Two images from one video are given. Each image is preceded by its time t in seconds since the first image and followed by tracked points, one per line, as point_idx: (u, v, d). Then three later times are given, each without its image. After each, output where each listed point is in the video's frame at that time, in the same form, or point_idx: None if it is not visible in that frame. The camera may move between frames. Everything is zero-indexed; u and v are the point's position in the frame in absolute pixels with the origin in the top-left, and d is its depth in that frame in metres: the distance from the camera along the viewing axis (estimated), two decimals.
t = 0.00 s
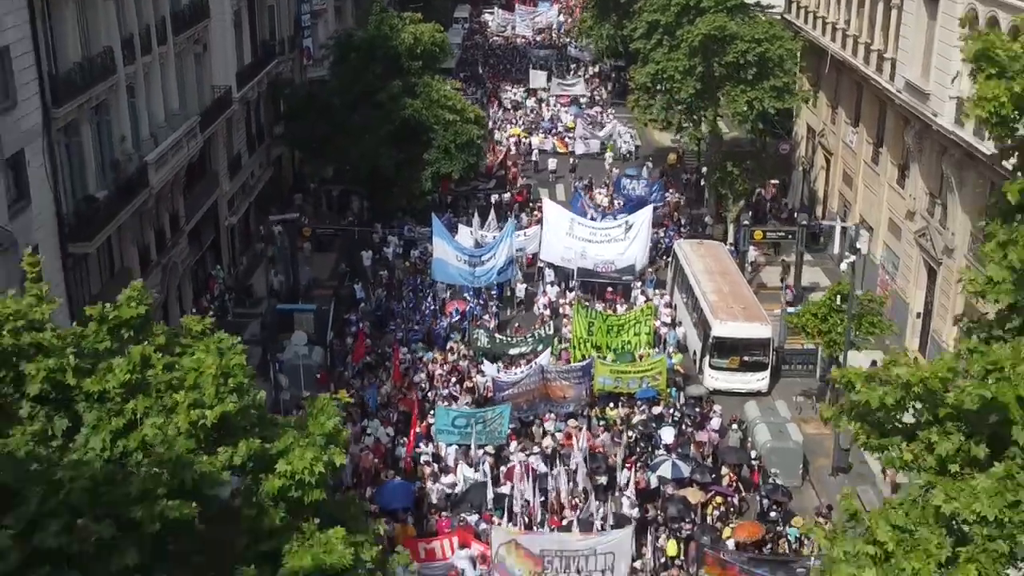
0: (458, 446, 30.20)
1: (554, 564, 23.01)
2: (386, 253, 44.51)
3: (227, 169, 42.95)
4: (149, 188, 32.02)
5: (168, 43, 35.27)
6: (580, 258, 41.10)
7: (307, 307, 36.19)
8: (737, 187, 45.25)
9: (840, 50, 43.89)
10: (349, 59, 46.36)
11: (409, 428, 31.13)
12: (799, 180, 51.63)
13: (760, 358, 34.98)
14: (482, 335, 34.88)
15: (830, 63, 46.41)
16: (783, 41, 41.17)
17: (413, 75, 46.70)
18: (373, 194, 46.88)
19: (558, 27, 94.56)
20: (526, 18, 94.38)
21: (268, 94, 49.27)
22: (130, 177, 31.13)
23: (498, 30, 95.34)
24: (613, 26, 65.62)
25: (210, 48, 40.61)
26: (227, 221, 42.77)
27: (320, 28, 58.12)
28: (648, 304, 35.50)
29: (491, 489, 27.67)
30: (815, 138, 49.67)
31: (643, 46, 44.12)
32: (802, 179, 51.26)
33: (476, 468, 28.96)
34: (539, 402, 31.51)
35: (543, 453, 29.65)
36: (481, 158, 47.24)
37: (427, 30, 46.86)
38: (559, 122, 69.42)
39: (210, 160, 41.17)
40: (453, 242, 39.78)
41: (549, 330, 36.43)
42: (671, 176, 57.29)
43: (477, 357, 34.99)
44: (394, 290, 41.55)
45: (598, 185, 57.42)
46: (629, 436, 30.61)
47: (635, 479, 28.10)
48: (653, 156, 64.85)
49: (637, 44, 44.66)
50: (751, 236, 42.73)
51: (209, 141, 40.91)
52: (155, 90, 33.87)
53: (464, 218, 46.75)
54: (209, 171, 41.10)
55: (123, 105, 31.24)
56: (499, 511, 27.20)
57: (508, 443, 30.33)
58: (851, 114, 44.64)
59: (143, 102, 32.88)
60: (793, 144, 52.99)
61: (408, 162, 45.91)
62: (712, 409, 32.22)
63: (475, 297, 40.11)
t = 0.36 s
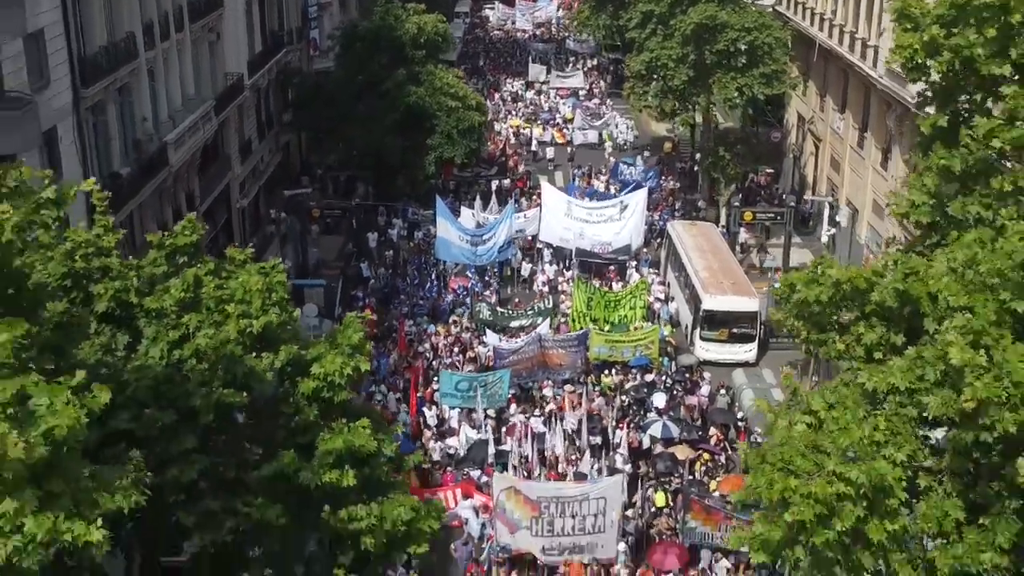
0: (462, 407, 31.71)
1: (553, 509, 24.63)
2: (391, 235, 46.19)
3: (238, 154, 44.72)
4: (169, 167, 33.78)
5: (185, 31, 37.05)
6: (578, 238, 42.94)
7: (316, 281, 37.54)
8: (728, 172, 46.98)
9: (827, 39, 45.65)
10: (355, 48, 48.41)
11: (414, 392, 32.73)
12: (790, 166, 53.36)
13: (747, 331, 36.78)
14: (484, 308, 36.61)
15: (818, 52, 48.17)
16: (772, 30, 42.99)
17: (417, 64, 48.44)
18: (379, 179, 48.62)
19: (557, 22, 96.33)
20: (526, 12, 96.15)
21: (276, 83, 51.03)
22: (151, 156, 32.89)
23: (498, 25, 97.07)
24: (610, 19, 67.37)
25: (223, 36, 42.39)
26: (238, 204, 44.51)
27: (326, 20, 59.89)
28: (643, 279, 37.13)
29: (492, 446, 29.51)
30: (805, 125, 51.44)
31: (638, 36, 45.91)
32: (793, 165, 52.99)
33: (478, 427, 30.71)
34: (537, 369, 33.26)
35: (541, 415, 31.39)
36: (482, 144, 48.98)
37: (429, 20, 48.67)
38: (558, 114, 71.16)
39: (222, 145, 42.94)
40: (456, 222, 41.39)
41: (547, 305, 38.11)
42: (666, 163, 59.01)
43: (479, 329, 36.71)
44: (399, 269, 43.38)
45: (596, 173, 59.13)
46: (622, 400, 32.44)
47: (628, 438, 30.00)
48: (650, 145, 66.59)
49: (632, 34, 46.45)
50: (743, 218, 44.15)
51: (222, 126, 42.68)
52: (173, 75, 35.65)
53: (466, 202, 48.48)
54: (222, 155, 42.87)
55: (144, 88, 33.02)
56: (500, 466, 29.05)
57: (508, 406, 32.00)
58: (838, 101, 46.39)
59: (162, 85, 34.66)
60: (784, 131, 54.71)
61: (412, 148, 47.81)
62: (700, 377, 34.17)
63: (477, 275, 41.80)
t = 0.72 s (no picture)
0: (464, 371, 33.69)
1: (548, 456, 26.55)
2: (395, 217, 48.08)
3: (250, 138, 46.70)
4: (186, 146, 35.73)
5: (201, 19, 39.02)
6: (575, 220, 44.81)
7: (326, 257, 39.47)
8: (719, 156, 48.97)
9: (815, 27, 47.63)
10: (361, 37, 50.09)
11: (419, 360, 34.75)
12: (780, 152, 55.28)
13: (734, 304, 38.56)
14: (485, 282, 38.70)
15: (806, 41, 50.11)
16: (760, 19, 44.96)
17: (420, 53, 50.32)
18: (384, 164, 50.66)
19: (556, 16, 98.27)
20: (525, 7, 98.11)
21: (284, 72, 53.01)
22: (170, 136, 34.83)
23: (498, 19, 99.00)
24: (607, 12, 69.31)
25: (236, 25, 44.35)
26: (250, 186, 46.49)
27: (331, 12, 61.88)
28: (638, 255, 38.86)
29: (493, 405, 31.50)
30: (794, 112, 53.34)
31: (633, 25, 47.92)
32: (783, 151, 54.92)
33: (479, 388, 32.70)
34: (535, 337, 35.22)
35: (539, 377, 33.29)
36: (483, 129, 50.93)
37: (432, 11, 50.55)
38: (557, 105, 73.10)
39: (235, 130, 44.91)
40: (457, 201, 43.35)
41: (545, 279, 40.21)
42: (660, 151, 60.97)
43: (481, 302, 38.60)
44: (403, 247, 45.35)
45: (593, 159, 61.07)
46: (615, 365, 34.32)
47: (620, 399, 31.97)
48: (646, 133, 68.53)
49: (627, 23, 48.47)
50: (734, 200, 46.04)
51: (234, 111, 44.64)
52: (189, 60, 37.60)
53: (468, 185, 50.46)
54: (235, 139, 44.83)
55: (164, 72, 34.98)
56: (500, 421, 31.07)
57: (507, 369, 33.94)
58: (825, 87, 48.35)
59: (180, 70, 36.62)
60: (775, 118, 56.64)
61: (415, 133, 49.81)
62: (690, 344, 36.18)
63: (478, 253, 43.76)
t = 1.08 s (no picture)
0: (467, 339, 35.67)
1: (548, 409, 28.49)
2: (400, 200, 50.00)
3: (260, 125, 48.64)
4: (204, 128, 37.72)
5: (216, 8, 41.05)
6: (572, 202, 46.79)
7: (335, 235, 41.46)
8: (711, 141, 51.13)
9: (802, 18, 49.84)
10: (367, 27, 51.51)
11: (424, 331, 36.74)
12: (771, 139, 57.41)
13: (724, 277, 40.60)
14: (486, 258, 40.76)
15: (795, 31, 52.32)
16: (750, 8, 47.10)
17: (423, 43, 52.41)
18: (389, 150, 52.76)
19: (554, 12, 100.27)
20: (524, 3, 100.13)
21: (292, 62, 54.98)
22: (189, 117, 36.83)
23: (498, 15, 101.00)
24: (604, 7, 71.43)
25: (248, 15, 46.36)
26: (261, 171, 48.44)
27: (336, 5, 63.96)
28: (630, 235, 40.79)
29: (495, 367, 33.69)
30: (784, 101, 55.48)
31: (628, 15, 50.18)
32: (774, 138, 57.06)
33: (482, 356, 34.63)
34: (536, 309, 37.21)
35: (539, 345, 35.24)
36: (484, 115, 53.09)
37: (436, 3, 52.72)
38: (556, 97, 75.09)
39: (247, 116, 46.87)
40: (459, 182, 45.40)
41: (543, 256, 42.17)
42: (655, 139, 63.04)
43: (482, 277, 40.60)
44: (407, 228, 47.35)
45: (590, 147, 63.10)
46: (609, 334, 36.17)
47: (616, 363, 34.02)
48: (641, 123, 70.59)
49: (623, 14, 50.71)
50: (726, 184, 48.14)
51: (246, 98, 46.62)
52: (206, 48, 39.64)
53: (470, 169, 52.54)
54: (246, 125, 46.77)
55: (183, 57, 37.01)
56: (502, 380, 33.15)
57: (509, 338, 35.68)
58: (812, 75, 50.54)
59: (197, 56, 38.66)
60: (766, 108, 58.79)
61: (418, 119, 51.96)
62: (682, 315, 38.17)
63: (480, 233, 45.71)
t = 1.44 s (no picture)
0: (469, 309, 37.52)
1: (547, 364, 30.51)
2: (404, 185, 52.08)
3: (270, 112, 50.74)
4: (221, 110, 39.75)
5: None
6: (571, 183, 48.90)
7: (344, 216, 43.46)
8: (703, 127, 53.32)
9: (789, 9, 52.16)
10: (371, 19, 53.26)
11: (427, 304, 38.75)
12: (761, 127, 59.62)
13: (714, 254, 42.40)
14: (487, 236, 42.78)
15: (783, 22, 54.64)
16: None
17: (426, 32, 54.08)
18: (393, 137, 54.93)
19: (554, 7, 102.31)
20: None
21: (300, 52, 57.02)
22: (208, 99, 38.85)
23: (498, 9, 103.02)
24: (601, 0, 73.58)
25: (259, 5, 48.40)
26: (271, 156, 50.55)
27: None
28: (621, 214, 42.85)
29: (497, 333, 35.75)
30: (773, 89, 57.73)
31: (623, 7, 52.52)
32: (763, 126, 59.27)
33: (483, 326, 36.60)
34: (534, 282, 39.24)
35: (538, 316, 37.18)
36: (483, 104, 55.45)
37: None
38: (555, 87, 76.79)
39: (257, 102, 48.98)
40: (462, 166, 47.49)
41: (541, 234, 44.35)
42: (650, 127, 65.16)
43: (483, 254, 42.58)
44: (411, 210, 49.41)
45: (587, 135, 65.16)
46: (603, 304, 37.98)
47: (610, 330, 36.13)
48: (637, 113, 72.68)
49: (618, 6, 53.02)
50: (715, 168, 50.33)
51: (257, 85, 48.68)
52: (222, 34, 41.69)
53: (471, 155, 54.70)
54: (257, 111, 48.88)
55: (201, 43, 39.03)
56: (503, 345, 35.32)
57: (509, 308, 37.54)
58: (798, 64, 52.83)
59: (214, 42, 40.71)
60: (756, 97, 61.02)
61: (421, 109, 54.13)
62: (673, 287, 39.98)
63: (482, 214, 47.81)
